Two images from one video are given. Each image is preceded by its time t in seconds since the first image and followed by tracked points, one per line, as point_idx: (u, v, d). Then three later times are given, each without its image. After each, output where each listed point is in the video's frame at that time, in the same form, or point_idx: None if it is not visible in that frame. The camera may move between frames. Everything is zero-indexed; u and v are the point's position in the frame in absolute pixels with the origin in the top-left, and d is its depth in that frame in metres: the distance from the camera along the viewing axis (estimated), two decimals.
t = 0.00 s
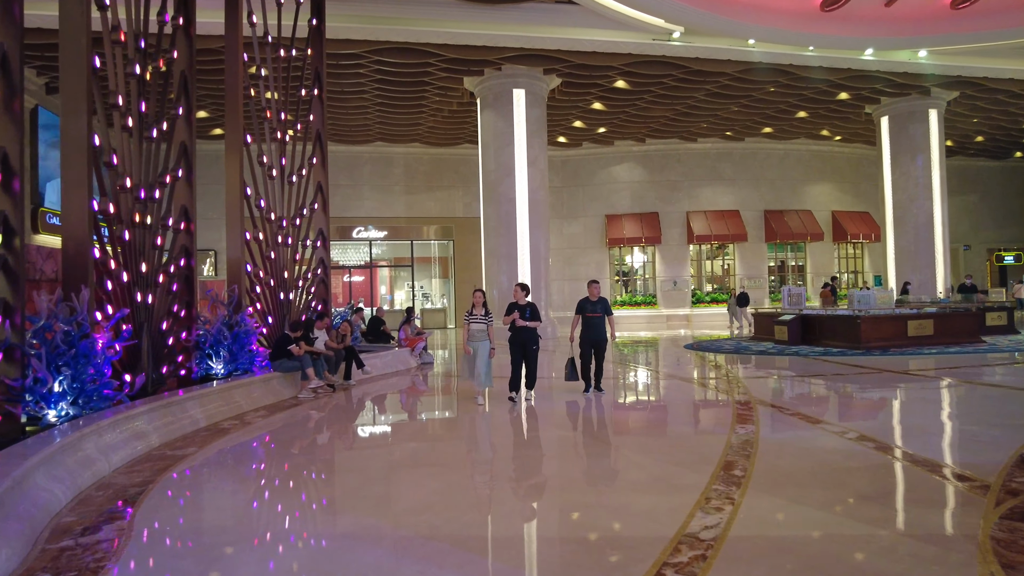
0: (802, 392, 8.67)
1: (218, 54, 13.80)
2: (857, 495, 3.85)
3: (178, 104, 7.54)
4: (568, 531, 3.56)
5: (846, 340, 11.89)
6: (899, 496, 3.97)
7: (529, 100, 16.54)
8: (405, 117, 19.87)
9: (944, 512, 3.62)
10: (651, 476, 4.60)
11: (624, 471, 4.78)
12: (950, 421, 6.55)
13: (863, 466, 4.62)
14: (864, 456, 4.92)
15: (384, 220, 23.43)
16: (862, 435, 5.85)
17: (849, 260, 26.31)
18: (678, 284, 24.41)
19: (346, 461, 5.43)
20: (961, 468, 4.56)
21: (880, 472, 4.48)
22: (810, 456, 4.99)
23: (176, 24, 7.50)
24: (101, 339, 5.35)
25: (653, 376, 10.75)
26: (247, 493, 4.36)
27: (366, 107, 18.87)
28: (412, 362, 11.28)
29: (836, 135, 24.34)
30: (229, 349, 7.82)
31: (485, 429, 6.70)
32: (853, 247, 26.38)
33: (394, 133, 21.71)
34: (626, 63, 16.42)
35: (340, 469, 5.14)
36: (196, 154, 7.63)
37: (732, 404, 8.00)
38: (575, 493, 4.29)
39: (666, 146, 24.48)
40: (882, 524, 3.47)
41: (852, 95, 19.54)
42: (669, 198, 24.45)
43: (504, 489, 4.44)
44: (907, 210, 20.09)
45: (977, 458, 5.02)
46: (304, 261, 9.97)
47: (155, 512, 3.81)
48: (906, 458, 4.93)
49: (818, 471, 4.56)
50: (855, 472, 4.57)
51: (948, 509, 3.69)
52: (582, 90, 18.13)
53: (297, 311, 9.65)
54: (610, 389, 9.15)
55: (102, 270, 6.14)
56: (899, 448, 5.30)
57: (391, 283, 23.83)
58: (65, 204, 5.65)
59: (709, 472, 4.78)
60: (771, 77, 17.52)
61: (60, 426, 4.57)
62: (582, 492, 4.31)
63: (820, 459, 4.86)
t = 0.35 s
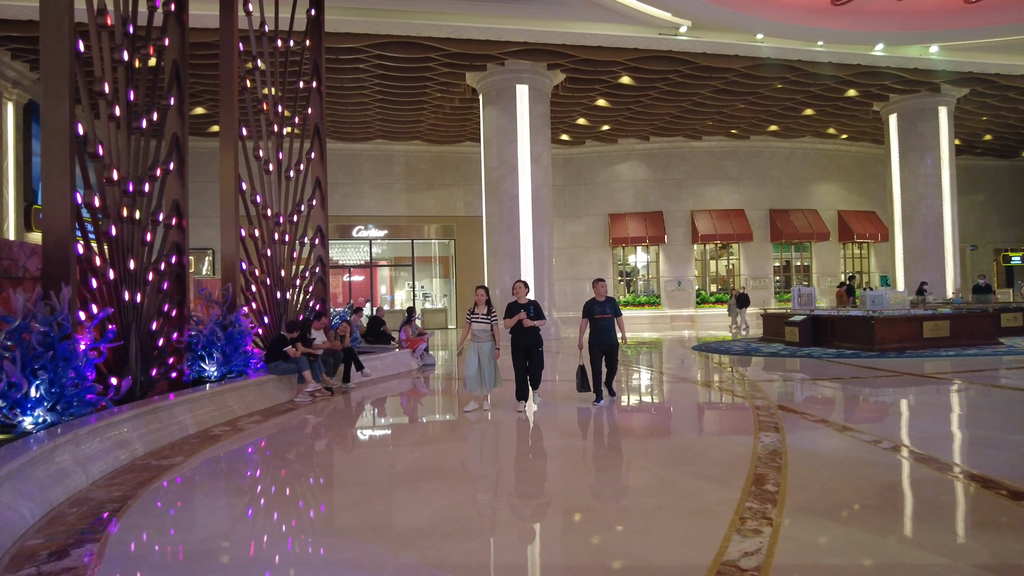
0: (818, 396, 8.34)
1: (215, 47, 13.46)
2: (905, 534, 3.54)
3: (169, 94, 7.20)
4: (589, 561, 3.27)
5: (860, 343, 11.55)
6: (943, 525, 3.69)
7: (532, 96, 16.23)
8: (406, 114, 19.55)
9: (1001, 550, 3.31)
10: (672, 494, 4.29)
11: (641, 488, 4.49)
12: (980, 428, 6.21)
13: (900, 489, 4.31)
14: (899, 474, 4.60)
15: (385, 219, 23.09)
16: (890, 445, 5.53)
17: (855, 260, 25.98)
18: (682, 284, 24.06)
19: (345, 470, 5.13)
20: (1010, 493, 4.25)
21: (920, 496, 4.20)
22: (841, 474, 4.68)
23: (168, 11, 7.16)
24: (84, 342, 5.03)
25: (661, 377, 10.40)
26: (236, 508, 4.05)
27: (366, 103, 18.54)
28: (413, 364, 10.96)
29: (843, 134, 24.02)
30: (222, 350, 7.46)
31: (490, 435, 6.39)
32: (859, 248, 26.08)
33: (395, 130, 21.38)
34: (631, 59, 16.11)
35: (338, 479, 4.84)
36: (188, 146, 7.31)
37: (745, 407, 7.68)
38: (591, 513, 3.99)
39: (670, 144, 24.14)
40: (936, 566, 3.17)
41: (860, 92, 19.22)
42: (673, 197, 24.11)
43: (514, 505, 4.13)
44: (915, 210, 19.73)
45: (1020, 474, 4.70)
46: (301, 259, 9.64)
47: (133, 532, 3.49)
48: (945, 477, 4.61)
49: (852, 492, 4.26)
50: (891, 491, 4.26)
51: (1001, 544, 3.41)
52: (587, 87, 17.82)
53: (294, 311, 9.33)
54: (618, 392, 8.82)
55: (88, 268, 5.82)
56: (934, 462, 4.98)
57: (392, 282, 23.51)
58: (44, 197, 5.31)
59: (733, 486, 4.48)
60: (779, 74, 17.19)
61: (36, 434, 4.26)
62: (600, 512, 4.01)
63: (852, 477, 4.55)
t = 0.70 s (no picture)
0: (834, 396, 8.01)
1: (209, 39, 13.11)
2: (960, 539, 3.20)
3: (157, 80, 6.85)
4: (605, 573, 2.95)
5: (873, 342, 11.21)
6: (989, 528, 3.37)
7: (533, 90, 15.87)
8: (405, 109, 19.21)
9: None
10: (694, 500, 3.95)
11: (657, 489, 4.16)
12: (1011, 428, 5.88)
13: (945, 494, 3.95)
14: (940, 476, 4.24)
15: (383, 217, 22.75)
16: (923, 447, 5.16)
17: (860, 258, 25.66)
18: (685, 283, 23.72)
19: (339, 473, 4.81)
20: None
21: (959, 497, 3.87)
22: (873, 477, 4.34)
23: None
24: (59, 344, 4.69)
25: (667, 376, 10.04)
26: (219, 520, 3.69)
27: (365, 98, 18.20)
28: (412, 364, 10.60)
29: (848, 130, 23.69)
30: (213, 350, 7.07)
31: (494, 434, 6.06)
32: (864, 246, 25.75)
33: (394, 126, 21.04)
34: (635, 51, 15.75)
35: (331, 483, 4.51)
36: (176, 136, 6.96)
37: (758, 406, 7.34)
38: (606, 520, 3.65)
39: (673, 141, 23.80)
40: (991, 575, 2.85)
41: (867, 87, 18.89)
42: (676, 194, 23.77)
43: (524, 513, 3.79)
44: (923, 206, 19.40)
45: None
46: (297, 255, 9.29)
47: (103, 552, 3.12)
48: (984, 479, 4.28)
49: (892, 496, 3.90)
50: (932, 493, 3.92)
51: None
52: (589, 81, 17.48)
53: (288, 309, 8.98)
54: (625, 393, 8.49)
55: (66, 262, 5.45)
56: (974, 464, 4.61)
57: (391, 281, 23.18)
58: (15, 185, 4.94)
59: (759, 488, 4.14)
60: (787, 67, 16.86)
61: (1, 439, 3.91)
62: (615, 518, 3.67)
63: (889, 479, 4.20)
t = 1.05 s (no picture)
0: (855, 400, 7.67)
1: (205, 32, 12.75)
2: None
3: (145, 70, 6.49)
4: None
5: (890, 344, 10.85)
6: None
7: (537, 86, 15.53)
8: (405, 106, 18.86)
9: None
10: (720, 517, 3.62)
11: (680, 507, 3.83)
12: None
13: (994, 509, 3.64)
14: (989, 491, 3.89)
15: (384, 216, 22.41)
16: (962, 455, 4.80)
17: (867, 257, 25.29)
18: (690, 283, 23.36)
19: (335, 486, 4.47)
20: None
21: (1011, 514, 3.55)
22: (912, 489, 4.02)
23: None
24: (33, 342, 4.37)
25: (675, 379, 9.69)
26: (201, 543, 3.36)
27: (364, 94, 17.85)
28: (414, 366, 10.25)
29: (855, 127, 23.33)
30: (204, 354, 6.72)
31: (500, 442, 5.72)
32: (871, 244, 25.39)
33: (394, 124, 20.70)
34: (641, 46, 15.40)
35: (326, 499, 4.17)
36: (165, 129, 6.61)
37: (776, 410, 7.00)
38: (627, 543, 3.32)
39: (678, 138, 23.45)
40: None
41: (876, 83, 18.52)
42: (681, 192, 23.42)
43: (538, 535, 3.46)
44: (933, 204, 19.04)
45: None
46: (294, 254, 8.95)
47: None
48: None
49: (938, 512, 3.58)
50: (985, 510, 3.57)
51: None
52: (594, 76, 17.13)
53: (284, 310, 8.64)
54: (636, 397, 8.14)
55: (43, 262, 5.11)
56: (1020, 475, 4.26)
57: (391, 281, 22.84)
58: None
59: (793, 504, 3.80)
60: (796, 63, 16.51)
61: None
62: (637, 540, 3.35)
63: (933, 494, 3.86)
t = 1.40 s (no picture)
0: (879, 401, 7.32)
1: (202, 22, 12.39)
2: None
3: (132, 54, 6.14)
4: None
5: (908, 343, 10.50)
6: None
7: (542, 78, 15.16)
8: (407, 100, 18.51)
9: None
10: (757, 535, 3.29)
11: (713, 522, 3.49)
12: None
13: None
14: None
15: (384, 212, 22.05)
16: (1011, 465, 4.45)
17: (875, 255, 24.92)
18: (696, 280, 22.99)
19: (333, 496, 4.14)
20: None
21: None
22: (965, 504, 3.66)
23: None
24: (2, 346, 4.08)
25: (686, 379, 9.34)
26: (183, 566, 3.03)
27: (365, 88, 17.50)
28: (415, 365, 9.90)
29: (864, 123, 22.95)
30: (195, 354, 6.36)
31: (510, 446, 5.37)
32: (879, 242, 25.02)
33: (396, 118, 20.34)
34: (648, 37, 15.04)
35: (323, 511, 3.84)
36: (154, 117, 6.25)
37: (798, 412, 6.66)
38: (658, 565, 2.98)
39: (684, 134, 23.08)
40: None
41: (888, 77, 18.14)
42: (686, 188, 23.06)
43: (556, 555, 3.12)
44: (945, 201, 18.67)
45: None
46: (291, 249, 8.60)
47: None
48: None
49: (1000, 531, 3.23)
50: None
51: None
52: (599, 69, 16.77)
53: (280, 307, 8.29)
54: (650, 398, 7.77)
55: (18, 256, 4.78)
56: None
57: (392, 278, 22.47)
58: None
59: (837, 522, 3.45)
60: (806, 55, 16.16)
61: None
62: (668, 561, 3.01)
63: (991, 511, 3.52)
